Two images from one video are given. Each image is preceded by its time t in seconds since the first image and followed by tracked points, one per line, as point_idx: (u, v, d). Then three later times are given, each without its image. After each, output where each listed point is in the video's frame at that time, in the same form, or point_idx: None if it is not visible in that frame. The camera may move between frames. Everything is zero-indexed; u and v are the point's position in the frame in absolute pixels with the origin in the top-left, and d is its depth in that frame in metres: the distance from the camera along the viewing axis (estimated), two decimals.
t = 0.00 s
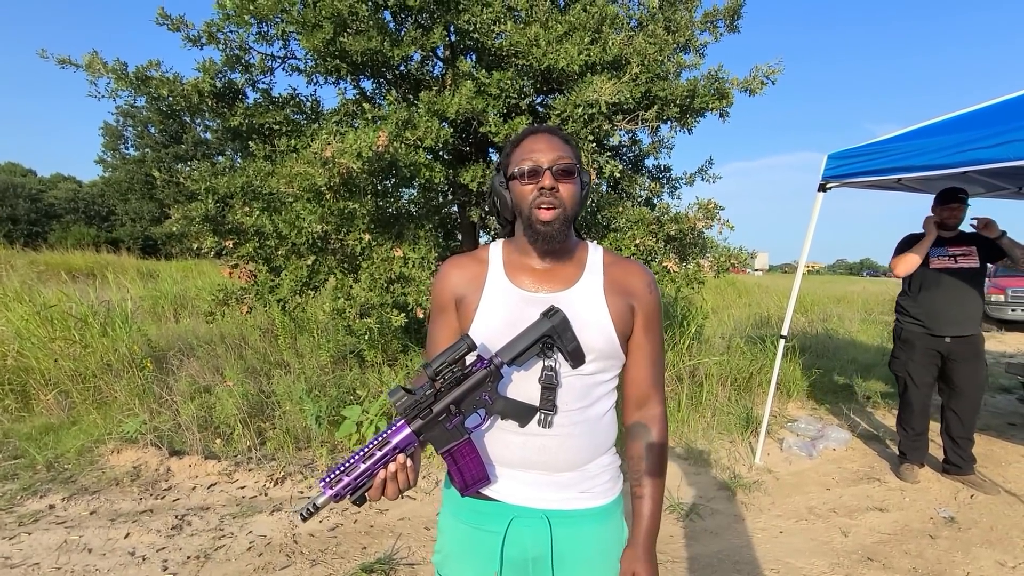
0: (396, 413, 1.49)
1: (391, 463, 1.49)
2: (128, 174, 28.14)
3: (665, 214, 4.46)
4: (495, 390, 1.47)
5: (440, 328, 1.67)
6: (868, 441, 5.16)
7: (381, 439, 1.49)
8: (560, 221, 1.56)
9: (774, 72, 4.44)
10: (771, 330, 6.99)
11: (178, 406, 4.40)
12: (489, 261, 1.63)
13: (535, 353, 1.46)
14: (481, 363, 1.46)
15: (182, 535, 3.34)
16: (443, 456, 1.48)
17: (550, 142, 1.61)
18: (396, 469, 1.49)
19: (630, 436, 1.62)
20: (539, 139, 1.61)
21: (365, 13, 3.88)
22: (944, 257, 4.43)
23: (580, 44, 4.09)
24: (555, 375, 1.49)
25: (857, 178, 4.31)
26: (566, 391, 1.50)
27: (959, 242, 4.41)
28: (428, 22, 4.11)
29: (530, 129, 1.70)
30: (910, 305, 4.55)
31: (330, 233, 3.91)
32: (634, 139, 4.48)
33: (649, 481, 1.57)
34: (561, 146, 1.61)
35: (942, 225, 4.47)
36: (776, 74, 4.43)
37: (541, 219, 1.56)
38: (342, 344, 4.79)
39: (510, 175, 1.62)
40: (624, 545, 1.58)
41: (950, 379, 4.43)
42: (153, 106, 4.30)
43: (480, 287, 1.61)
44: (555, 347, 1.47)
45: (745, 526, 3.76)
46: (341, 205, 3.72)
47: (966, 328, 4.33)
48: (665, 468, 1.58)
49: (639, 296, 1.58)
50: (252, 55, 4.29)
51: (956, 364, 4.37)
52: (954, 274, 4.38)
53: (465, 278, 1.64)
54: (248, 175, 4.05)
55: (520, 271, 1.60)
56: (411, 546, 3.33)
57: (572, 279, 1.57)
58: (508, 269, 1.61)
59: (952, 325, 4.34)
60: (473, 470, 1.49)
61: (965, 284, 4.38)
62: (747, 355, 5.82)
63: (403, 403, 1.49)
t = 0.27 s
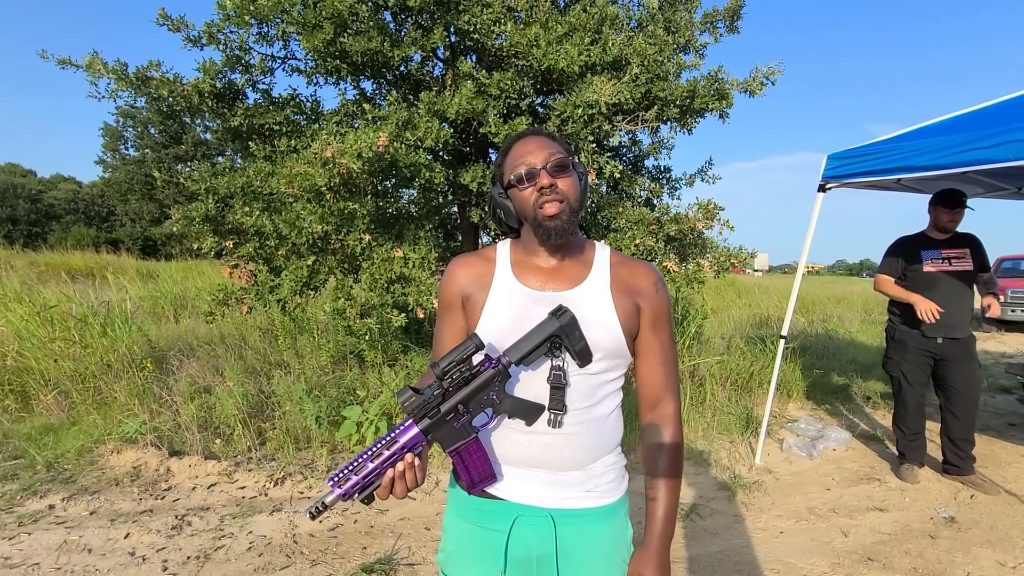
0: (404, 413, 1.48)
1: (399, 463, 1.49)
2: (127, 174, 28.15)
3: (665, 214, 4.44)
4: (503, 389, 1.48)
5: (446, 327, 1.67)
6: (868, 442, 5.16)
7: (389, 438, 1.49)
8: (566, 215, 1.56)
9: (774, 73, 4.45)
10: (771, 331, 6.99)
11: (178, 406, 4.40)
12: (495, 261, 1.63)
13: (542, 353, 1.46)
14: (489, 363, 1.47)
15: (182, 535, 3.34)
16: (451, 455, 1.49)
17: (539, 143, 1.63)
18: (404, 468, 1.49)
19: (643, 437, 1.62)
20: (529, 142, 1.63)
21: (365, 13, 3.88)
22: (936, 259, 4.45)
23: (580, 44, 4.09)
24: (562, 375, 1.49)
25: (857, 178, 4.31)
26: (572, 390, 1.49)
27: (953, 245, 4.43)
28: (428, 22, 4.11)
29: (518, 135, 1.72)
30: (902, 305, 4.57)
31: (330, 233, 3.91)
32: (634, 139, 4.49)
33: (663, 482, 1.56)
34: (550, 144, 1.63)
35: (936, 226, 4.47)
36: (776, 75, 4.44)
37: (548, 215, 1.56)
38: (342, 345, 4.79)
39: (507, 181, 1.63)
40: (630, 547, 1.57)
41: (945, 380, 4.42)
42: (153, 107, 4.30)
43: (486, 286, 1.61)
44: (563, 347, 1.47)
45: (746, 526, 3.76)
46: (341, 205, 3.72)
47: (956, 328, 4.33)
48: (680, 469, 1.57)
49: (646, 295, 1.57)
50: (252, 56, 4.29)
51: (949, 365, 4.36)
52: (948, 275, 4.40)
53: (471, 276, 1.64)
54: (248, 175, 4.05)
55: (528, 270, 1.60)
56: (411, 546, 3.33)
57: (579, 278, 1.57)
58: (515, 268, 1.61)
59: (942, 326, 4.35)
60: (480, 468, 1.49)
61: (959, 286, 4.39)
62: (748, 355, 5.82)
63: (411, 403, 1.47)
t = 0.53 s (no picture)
0: (398, 414, 1.50)
1: (394, 464, 1.49)
2: (127, 176, 28.17)
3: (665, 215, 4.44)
4: (497, 390, 1.47)
5: (444, 329, 1.68)
6: (869, 443, 5.16)
7: (384, 439, 1.49)
8: (553, 223, 1.56)
9: (773, 74, 4.45)
10: (771, 332, 6.99)
11: (178, 408, 4.40)
12: (490, 262, 1.63)
13: (536, 353, 1.46)
14: (483, 364, 1.46)
15: (181, 537, 3.34)
16: (446, 456, 1.49)
17: (538, 144, 1.62)
18: (399, 469, 1.50)
19: (641, 438, 1.62)
20: (528, 143, 1.62)
21: (364, 15, 3.89)
22: (935, 260, 4.44)
23: (580, 46, 4.10)
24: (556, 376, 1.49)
25: (856, 179, 4.32)
26: (567, 391, 1.49)
27: (950, 246, 4.43)
28: (428, 24, 4.12)
29: (520, 132, 1.71)
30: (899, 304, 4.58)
31: (330, 235, 3.91)
32: (634, 141, 4.49)
33: (663, 484, 1.57)
34: (549, 146, 1.61)
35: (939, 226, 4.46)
36: (775, 76, 4.44)
37: (536, 223, 1.56)
38: (342, 346, 4.79)
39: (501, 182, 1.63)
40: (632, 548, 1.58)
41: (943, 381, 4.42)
42: (154, 109, 4.30)
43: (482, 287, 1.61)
44: (557, 347, 1.47)
45: (745, 528, 3.76)
46: (340, 207, 3.73)
47: (953, 329, 4.34)
48: (679, 470, 1.58)
49: (641, 297, 1.57)
50: (252, 58, 4.29)
51: (947, 367, 4.36)
52: (944, 275, 4.40)
53: (466, 278, 1.65)
54: (248, 177, 4.05)
55: (522, 272, 1.61)
56: (410, 548, 3.33)
57: (573, 279, 1.57)
58: (510, 270, 1.61)
59: (939, 326, 4.36)
60: (476, 470, 1.49)
61: (956, 286, 4.40)
62: (747, 357, 5.81)
63: (405, 404, 1.49)
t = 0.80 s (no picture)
0: (392, 417, 1.48)
1: (389, 467, 1.48)
2: (128, 178, 28.20)
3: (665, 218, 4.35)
4: (492, 392, 1.47)
5: (437, 332, 1.67)
6: (869, 445, 5.15)
7: (378, 443, 1.48)
8: (546, 236, 1.53)
9: (773, 76, 4.45)
10: (771, 333, 6.98)
11: (178, 410, 4.39)
12: (484, 265, 1.63)
13: (530, 355, 1.46)
14: (477, 365, 1.45)
15: (182, 539, 3.33)
16: (442, 459, 1.47)
17: (546, 152, 1.58)
18: (394, 472, 1.48)
19: (628, 438, 1.60)
20: (533, 149, 1.58)
21: (365, 17, 3.90)
22: (935, 260, 4.42)
23: (580, 48, 4.10)
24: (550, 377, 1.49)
25: (856, 181, 4.31)
26: (561, 392, 1.49)
27: (949, 247, 4.42)
28: (428, 26, 4.12)
29: (529, 134, 1.67)
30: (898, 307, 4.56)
31: (330, 236, 3.91)
32: (634, 142, 4.49)
33: (648, 483, 1.55)
34: (556, 157, 1.57)
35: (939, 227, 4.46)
36: (775, 78, 4.44)
37: (529, 232, 1.53)
38: (342, 348, 4.79)
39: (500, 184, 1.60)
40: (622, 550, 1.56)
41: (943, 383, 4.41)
42: (154, 111, 4.31)
43: (476, 290, 1.61)
44: (551, 349, 1.47)
45: (746, 530, 3.75)
46: (341, 208, 3.73)
47: (953, 330, 4.33)
48: (665, 471, 1.56)
49: (635, 297, 1.57)
50: (253, 60, 4.29)
51: (947, 368, 4.36)
52: (944, 275, 4.39)
53: (460, 282, 1.64)
54: (249, 179, 4.06)
55: (515, 275, 1.60)
56: (411, 550, 3.32)
57: (566, 283, 1.57)
58: (503, 272, 1.61)
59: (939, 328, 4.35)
60: (471, 473, 1.48)
61: (954, 287, 4.39)
62: (748, 358, 5.80)
63: (400, 406, 1.48)
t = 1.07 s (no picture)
0: (396, 421, 1.48)
1: (392, 472, 1.49)
2: (128, 180, 28.19)
3: (665, 219, 4.45)
4: (495, 395, 1.47)
5: (436, 335, 1.67)
6: (870, 446, 5.14)
7: (382, 448, 1.49)
8: (551, 236, 1.55)
9: (773, 77, 4.45)
10: (772, 335, 6.98)
11: (178, 413, 4.39)
12: (483, 267, 1.62)
13: (533, 358, 1.45)
14: (480, 369, 1.45)
15: (182, 543, 3.33)
16: (445, 463, 1.47)
17: (563, 154, 1.61)
18: (397, 478, 1.49)
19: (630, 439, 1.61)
20: (552, 148, 1.61)
21: (365, 20, 3.90)
22: (933, 261, 4.43)
23: (580, 50, 4.11)
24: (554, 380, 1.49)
25: (855, 183, 4.31)
26: (565, 395, 1.49)
27: (948, 247, 4.41)
28: (428, 29, 4.13)
29: (547, 135, 1.70)
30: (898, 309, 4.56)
31: (330, 239, 3.91)
32: (634, 144, 4.49)
33: (653, 484, 1.55)
34: (572, 161, 1.60)
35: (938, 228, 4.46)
36: (775, 79, 4.44)
37: (534, 229, 1.55)
38: (343, 350, 4.78)
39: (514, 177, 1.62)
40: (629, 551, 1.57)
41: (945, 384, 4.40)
42: (155, 114, 4.31)
43: (476, 293, 1.60)
44: (553, 352, 1.46)
45: (747, 532, 3.75)
46: (341, 211, 3.73)
47: (955, 332, 4.33)
48: (669, 471, 1.56)
49: (635, 297, 1.57)
50: (253, 63, 4.30)
51: (948, 370, 4.36)
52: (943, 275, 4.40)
53: (459, 285, 1.63)
54: (249, 181, 4.06)
55: (515, 277, 1.60)
56: (411, 554, 3.32)
57: (567, 284, 1.57)
58: (503, 275, 1.61)
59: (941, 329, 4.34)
60: (475, 477, 1.47)
61: (955, 287, 4.38)
62: (748, 360, 5.80)
63: (403, 410, 1.47)
